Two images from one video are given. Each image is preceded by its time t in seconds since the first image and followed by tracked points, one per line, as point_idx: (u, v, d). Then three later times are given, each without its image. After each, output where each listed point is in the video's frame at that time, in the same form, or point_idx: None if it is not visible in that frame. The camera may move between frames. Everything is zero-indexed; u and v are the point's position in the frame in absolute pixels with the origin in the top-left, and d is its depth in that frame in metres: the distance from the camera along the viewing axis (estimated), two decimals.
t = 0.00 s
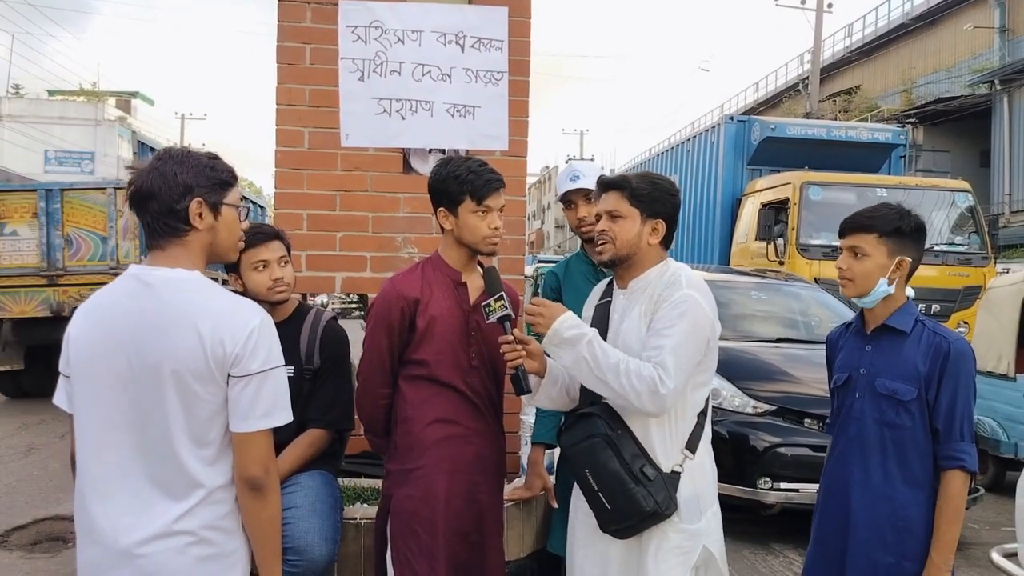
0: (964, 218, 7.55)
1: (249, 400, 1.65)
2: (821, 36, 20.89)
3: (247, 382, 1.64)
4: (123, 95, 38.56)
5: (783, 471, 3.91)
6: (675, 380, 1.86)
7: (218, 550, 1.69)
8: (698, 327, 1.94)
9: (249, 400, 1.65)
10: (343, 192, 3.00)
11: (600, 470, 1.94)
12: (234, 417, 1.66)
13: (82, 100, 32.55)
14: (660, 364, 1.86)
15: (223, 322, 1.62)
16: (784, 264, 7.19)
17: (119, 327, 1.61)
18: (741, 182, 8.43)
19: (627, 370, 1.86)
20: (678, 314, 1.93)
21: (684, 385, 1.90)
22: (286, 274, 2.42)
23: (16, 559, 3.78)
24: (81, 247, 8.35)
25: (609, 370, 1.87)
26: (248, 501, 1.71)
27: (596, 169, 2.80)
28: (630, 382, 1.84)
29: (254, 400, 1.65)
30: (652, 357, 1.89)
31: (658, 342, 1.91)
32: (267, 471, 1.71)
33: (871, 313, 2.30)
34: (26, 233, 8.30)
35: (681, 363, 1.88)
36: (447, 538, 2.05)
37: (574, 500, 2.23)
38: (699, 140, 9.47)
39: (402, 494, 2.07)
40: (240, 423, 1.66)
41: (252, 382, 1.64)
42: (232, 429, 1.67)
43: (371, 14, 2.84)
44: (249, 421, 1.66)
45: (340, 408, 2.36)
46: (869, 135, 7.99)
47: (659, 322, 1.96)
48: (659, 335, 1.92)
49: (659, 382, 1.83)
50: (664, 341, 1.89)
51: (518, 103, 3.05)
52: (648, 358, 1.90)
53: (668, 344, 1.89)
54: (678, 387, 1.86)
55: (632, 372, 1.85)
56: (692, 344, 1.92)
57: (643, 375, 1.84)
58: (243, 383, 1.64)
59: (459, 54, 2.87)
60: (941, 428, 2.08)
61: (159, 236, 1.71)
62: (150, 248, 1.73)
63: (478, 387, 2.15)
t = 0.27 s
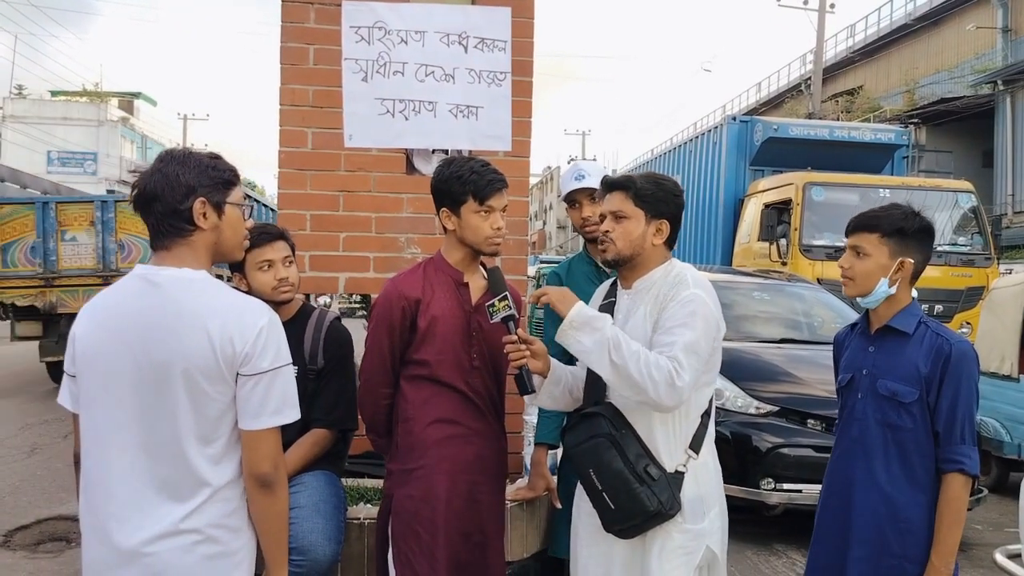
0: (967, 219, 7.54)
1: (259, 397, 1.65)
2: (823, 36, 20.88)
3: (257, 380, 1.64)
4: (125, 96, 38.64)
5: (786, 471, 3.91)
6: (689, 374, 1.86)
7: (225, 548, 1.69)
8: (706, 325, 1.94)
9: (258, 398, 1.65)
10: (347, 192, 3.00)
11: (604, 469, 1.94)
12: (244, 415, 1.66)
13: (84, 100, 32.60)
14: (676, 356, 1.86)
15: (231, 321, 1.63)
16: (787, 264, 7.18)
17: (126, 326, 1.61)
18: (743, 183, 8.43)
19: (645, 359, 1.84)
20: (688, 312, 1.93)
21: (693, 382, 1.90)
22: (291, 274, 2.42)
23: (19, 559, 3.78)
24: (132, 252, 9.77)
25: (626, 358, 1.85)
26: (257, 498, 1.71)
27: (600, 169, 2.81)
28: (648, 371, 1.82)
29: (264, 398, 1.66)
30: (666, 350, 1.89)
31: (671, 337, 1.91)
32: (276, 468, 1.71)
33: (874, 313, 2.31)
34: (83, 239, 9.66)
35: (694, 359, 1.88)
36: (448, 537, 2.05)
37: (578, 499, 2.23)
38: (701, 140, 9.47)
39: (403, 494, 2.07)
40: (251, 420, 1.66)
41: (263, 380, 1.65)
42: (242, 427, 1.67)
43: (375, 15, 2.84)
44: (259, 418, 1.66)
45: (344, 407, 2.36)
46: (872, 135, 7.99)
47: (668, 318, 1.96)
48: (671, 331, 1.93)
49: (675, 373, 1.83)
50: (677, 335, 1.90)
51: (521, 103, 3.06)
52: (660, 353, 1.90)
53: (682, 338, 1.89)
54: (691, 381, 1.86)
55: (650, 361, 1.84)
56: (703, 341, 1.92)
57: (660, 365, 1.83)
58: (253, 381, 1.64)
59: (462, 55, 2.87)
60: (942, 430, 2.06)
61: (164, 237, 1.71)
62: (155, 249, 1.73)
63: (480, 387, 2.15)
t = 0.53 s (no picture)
0: (975, 218, 7.50)
1: (268, 397, 1.65)
2: (830, 34, 20.81)
3: (265, 379, 1.64)
4: (131, 97, 38.81)
5: (793, 471, 3.89)
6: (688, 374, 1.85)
7: (233, 549, 1.69)
8: (711, 325, 1.93)
9: (267, 398, 1.65)
10: (353, 192, 3.00)
11: (612, 470, 1.94)
12: (252, 414, 1.66)
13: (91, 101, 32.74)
14: (676, 355, 1.85)
15: (238, 320, 1.62)
16: (793, 264, 7.16)
17: (133, 326, 1.61)
18: (749, 182, 8.41)
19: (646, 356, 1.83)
20: (693, 313, 1.92)
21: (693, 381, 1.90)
22: (297, 274, 2.43)
23: (27, 558, 3.80)
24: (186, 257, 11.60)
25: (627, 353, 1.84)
26: (265, 498, 1.71)
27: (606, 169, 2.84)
28: (647, 368, 1.81)
29: (272, 397, 1.65)
30: (667, 348, 1.88)
31: (674, 335, 1.90)
32: (284, 467, 1.71)
33: (892, 317, 2.27)
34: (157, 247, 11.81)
35: (695, 359, 1.87)
36: (451, 538, 2.05)
37: (585, 499, 2.22)
38: (707, 140, 9.45)
39: (406, 494, 2.06)
40: (259, 420, 1.66)
41: (271, 379, 1.65)
42: (250, 427, 1.67)
43: (380, 14, 2.83)
44: (267, 418, 1.66)
45: (350, 407, 2.36)
46: (879, 134, 7.96)
47: (672, 318, 1.95)
48: (674, 330, 1.92)
49: (674, 371, 1.83)
50: (680, 334, 1.89)
51: (527, 102, 3.05)
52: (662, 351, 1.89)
53: (685, 337, 1.89)
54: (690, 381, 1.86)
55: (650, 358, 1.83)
56: (706, 342, 1.92)
57: (660, 363, 1.82)
58: (261, 380, 1.64)
59: (467, 54, 2.87)
60: (961, 438, 2.03)
61: (172, 237, 1.71)
62: (163, 250, 1.73)
63: (482, 387, 2.14)
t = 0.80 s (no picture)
0: (977, 217, 7.49)
1: (269, 396, 1.65)
2: (831, 33, 20.79)
3: (266, 379, 1.64)
4: (133, 97, 38.90)
5: (795, 471, 3.89)
6: (684, 375, 1.84)
7: (235, 550, 1.69)
8: (711, 325, 1.93)
9: (268, 397, 1.65)
10: (354, 193, 3.00)
11: (612, 469, 1.94)
12: (253, 414, 1.66)
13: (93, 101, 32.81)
14: (671, 355, 1.85)
15: (239, 320, 1.63)
16: (795, 263, 7.15)
17: (135, 326, 1.62)
18: (751, 181, 8.41)
19: (640, 354, 1.83)
20: (693, 313, 1.92)
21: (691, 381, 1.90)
22: (297, 274, 2.43)
23: (29, 558, 3.80)
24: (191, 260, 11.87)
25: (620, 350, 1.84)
26: (266, 499, 1.71)
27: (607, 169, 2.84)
28: (641, 365, 1.81)
29: (273, 397, 1.65)
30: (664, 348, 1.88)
31: (671, 335, 1.90)
32: (285, 468, 1.71)
33: (913, 321, 2.18)
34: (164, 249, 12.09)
35: (692, 360, 1.87)
36: (451, 538, 2.05)
37: (586, 500, 2.22)
38: (708, 139, 9.44)
39: (406, 494, 2.06)
40: (260, 420, 1.66)
41: (272, 379, 1.65)
42: (251, 426, 1.67)
43: (381, 14, 2.83)
44: (268, 417, 1.66)
45: (351, 408, 2.36)
46: (881, 133, 7.95)
47: (671, 318, 1.95)
48: (673, 330, 1.91)
49: (668, 371, 1.82)
50: (677, 334, 1.89)
51: (528, 102, 3.05)
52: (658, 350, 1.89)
53: (682, 337, 1.88)
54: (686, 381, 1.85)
55: (644, 356, 1.82)
56: (705, 343, 1.91)
57: (655, 362, 1.82)
58: (262, 380, 1.64)
59: (468, 54, 2.87)
60: (986, 447, 1.94)
61: (174, 237, 1.71)
62: (165, 249, 1.73)
63: (481, 386, 2.15)
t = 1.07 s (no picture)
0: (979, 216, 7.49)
1: (269, 395, 1.65)
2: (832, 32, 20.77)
3: (266, 379, 1.64)
4: (134, 97, 38.94)
5: (796, 471, 3.89)
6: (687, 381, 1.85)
7: (236, 550, 1.69)
8: (712, 327, 1.92)
9: (268, 397, 1.65)
10: (355, 193, 3.00)
11: (610, 470, 1.94)
12: (253, 414, 1.66)
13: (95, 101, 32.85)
14: (671, 363, 1.85)
15: (239, 320, 1.63)
16: (797, 263, 7.15)
17: (135, 327, 1.61)
18: (752, 181, 8.40)
19: (637, 371, 1.86)
20: (692, 315, 1.92)
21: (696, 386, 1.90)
22: (298, 274, 2.42)
23: (30, 558, 3.80)
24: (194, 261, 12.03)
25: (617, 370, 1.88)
26: (266, 499, 1.71)
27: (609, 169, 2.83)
28: (640, 382, 1.84)
29: (273, 396, 1.65)
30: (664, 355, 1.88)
31: (672, 341, 1.90)
32: (285, 468, 1.71)
33: (910, 318, 2.17)
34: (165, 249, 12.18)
35: (695, 366, 1.87)
36: (451, 538, 2.04)
37: (587, 500, 2.22)
38: (710, 139, 9.44)
39: (406, 494, 2.06)
40: (260, 420, 1.66)
41: (272, 379, 1.65)
42: (251, 426, 1.67)
43: (381, 14, 2.83)
44: (268, 417, 1.66)
45: (352, 408, 2.36)
46: (882, 133, 7.95)
47: (672, 321, 1.94)
48: (673, 335, 1.91)
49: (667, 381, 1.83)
50: (677, 339, 1.89)
51: (529, 102, 3.04)
52: (659, 358, 1.89)
53: (682, 342, 1.88)
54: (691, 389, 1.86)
55: (642, 372, 1.85)
56: (706, 345, 1.90)
57: (653, 375, 1.84)
58: (262, 380, 1.64)
59: (469, 53, 2.86)
60: (981, 449, 1.92)
61: (173, 236, 1.71)
62: (164, 248, 1.73)
63: (482, 386, 2.14)
